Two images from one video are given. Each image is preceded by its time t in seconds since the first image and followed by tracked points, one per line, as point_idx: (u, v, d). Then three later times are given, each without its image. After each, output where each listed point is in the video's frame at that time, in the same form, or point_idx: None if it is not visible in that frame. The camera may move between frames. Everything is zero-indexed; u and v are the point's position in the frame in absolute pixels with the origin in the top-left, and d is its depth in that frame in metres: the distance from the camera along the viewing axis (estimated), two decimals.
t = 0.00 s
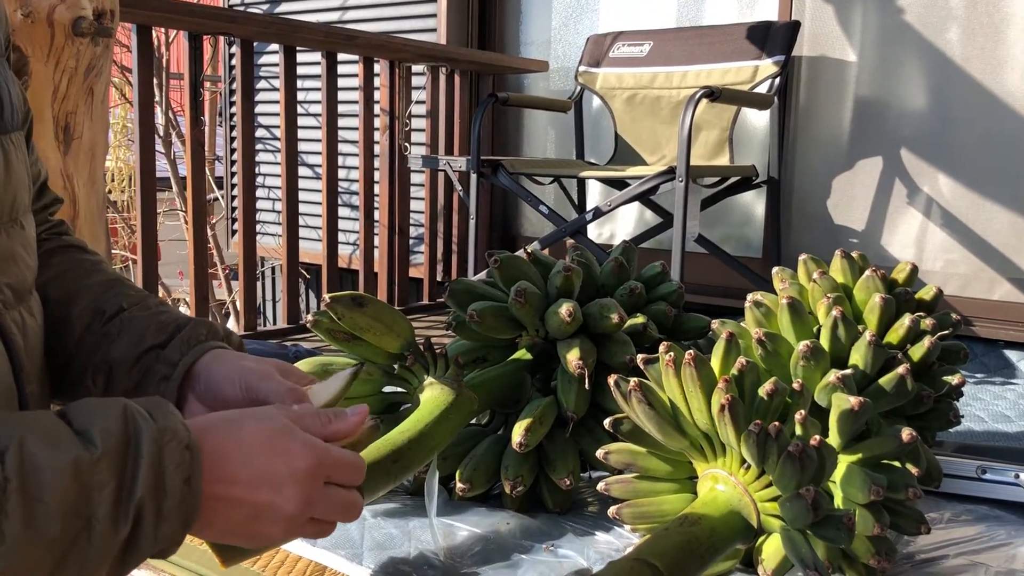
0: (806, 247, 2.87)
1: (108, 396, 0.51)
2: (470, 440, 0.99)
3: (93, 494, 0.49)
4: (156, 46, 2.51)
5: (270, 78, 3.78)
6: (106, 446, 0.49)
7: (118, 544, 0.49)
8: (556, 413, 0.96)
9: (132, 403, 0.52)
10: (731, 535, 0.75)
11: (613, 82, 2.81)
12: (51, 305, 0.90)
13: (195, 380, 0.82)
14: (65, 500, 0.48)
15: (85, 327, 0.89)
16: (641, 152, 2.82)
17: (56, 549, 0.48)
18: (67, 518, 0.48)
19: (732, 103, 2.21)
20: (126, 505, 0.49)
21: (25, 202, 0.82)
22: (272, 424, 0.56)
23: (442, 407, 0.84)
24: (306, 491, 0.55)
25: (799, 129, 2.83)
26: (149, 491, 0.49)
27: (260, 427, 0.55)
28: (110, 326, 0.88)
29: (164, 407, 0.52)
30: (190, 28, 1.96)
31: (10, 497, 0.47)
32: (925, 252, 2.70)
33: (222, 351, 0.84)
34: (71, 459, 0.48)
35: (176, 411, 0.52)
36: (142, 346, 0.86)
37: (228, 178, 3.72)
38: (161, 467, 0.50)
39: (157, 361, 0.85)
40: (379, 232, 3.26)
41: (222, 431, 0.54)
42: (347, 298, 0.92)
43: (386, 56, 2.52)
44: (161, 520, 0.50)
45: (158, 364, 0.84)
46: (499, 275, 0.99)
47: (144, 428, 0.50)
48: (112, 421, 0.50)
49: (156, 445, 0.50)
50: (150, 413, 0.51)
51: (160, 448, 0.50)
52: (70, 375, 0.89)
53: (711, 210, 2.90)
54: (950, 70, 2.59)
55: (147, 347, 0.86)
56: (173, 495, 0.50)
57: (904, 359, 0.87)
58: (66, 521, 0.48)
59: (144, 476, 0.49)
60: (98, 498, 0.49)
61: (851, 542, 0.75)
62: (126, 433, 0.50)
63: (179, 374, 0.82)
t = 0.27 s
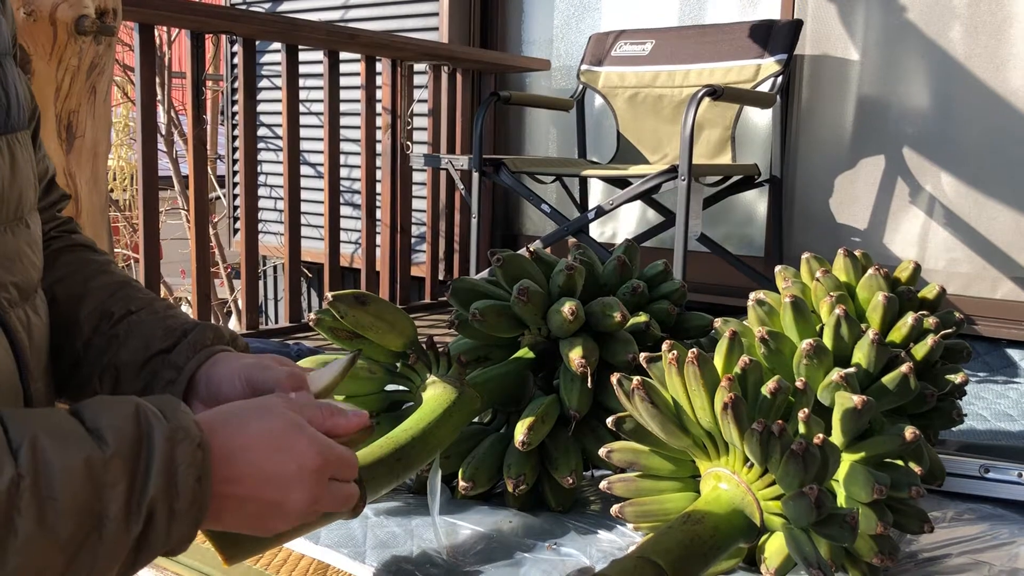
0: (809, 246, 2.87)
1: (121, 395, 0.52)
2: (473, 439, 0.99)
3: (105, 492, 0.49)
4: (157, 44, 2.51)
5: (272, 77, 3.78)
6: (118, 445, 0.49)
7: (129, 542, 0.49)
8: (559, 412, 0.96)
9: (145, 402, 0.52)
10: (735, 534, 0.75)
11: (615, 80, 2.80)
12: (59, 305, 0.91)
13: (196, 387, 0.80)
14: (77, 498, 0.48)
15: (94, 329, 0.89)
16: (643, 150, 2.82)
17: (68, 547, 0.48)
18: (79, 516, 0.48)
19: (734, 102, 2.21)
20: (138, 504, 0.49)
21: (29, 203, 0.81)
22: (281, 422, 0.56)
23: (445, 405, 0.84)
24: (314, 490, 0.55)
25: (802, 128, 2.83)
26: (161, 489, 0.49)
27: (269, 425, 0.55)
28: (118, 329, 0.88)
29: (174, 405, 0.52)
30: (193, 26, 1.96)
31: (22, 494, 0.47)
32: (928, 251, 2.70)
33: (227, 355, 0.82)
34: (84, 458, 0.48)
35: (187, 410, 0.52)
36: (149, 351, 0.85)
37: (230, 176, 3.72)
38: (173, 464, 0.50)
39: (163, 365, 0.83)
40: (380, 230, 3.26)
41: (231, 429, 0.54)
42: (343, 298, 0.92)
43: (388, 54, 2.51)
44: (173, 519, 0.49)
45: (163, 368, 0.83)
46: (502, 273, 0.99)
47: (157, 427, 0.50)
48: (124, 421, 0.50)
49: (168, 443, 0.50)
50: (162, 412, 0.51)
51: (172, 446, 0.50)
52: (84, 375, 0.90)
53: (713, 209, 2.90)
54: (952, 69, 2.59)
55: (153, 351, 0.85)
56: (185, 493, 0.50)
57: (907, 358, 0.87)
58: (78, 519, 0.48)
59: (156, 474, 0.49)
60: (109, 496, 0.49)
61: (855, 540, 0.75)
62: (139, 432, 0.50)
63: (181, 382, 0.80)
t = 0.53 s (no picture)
0: (810, 246, 2.87)
1: (130, 369, 0.51)
2: (474, 438, 0.99)
3: (116, 467, 0.49)
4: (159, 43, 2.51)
5: (273, 76, 3.78)
6: (127, 419, 0.49)
7: (144, 515, 0.49)
8: (560, 412, 0.96)
9: (155, 376, 0.52)
10: (736, 535, 0.75)
11: (617, 80, 2.80)
12: (72, 309, 0.91)
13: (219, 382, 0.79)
14: (88, 473, 0.48)
15: (110, 333, 0.89)
16: (644, 149, 2.82)
17: (82, 523, 0.48)
18: (91, 490, 0.48)
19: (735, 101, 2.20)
20: (150, 476, 0.49)
21: (38, 208, 0.81)
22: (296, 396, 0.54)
23: (446, 404, 0.84)
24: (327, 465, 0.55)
25: (803, 126, 2.82)
26: (171, 461, 0.49)
27: (283, 401, 0.53)
28: (135, 333, 0.88)
29: (186, 380, 0.51)
30: (193, 26, 1.96)
31: (34, 471, 0.47)
32: (929, 250, 2.69)
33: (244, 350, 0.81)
34: (93, 432, 0.48)
35: (198, 384, 0.52)
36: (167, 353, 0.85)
37: (231, 176, 3.72)
38: (182, 439, 0.49)
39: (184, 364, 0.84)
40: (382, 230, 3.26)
41: (244, 405, 0.52)
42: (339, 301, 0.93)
43: (389, 53, 2.51)
44: (185, 490, 0.49)
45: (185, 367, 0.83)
46: (502, 273, 0.99)
47: (165, 400, 0.50)
48: (132, 395, 0.50)
49: (176, 417, 0.49)
50: (171, 384, 0.51)
51: (180, 419, 0.50)
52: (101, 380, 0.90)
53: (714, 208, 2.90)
54: (954, 68, 2.59)
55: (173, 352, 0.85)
56: (197, 466, 0.49)
57: (908, 358, 0.87)
58: (91, 494, 0.48)
59: (165, 447, 0.49)
60: (121, 470, 0.49)
61: (855, 541, 0.75)
62: (147, 406, 0.50)
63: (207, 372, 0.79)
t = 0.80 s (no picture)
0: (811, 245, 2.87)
1: (130, 354, 0.51)
2: (475, 437, 0.99)
3: (118, 455, 0.49)
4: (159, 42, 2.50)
5: (273, 75, 3.78)
6: (126, 405, 0.49)
7: (149, 503, 0.50)
8: (561, 411, 0.96)
9: (156, 359, 0.52)
10: (737, 533, 0.75)
11: (617, 79, 2.80)
12: (73, 305, 0.90)
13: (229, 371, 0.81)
14: (88, 462, 0.48)
15: (114, 334, 0.89)
16: (644, 148, 2.82)
17: (87, 513, 0.49)
18: (93, 480, 0.48)
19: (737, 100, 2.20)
20: (152, 463, 0.49)
21: (45, 208, 0.80)
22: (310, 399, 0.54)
23: (448, 403, 0.84)
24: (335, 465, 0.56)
25: (804, 125, 2.82)
26: (171, 448, 0.49)
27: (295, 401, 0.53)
28: (140, 330, 0.89)
29: (191, 365, 0.51)
30: (194, 25, 1.96)
31: (34, 461, 0.47)
32: (930, 249, 2.69)
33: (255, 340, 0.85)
34: (92, 420, 0.48)
35: (200, 368, 0.52)
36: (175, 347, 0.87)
37: (232, 175, 3.72)
38: (182, 427, 0.49)
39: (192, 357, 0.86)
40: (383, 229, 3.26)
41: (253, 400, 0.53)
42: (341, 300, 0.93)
43: (390, 52, 2.51)
44: (188, 479, 0.50)
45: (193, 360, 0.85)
46: (503, 272, 0.99)
47: (163, 386, 0.50)
48: (131, 381, 0.50)
49: (175, 404, 0.49)
50: (171, 368, 0.51)
51: (180, 405, 0.50)
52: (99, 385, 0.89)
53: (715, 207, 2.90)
54: (955, 67, 2.58)
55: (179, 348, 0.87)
56: (198, 454, 0.50)
57: (910, 356, 0.87)
58: (94, 484, 0.49)
59: (165, 434, 0.49)
60: (122, 458, 0.49)
61: (856, 540, 0.75)
62: (146, 393, 0.50)
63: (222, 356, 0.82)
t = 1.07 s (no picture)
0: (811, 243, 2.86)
1: (122, 368, 0.53)
2: (476, 435, 0.99)
3: (102, 475, 0.51)
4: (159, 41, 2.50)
5: (274, 73, 3.78)
6: (111, 425, 0.51)
7: (135, 524, 0.52)
8: (562, 409, 0.96)
9: (150, 372, 0.53)
10: (738, 533, 0.75)
11: (618, 77, 2.79)
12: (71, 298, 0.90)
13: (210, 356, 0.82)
14: (72, 483, 0.50)
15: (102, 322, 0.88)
16: (645, 147, 2.82)
17: (74, 531, 0.51)
18: (79, 500, 0.50)
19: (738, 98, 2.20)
20: (133, 486, 0.52)
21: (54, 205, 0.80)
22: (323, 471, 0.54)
23: (449, 402, 0.84)
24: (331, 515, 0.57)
25: (805, 124, 2.82)
26: (154, 472, 0.51)
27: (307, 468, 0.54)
28: (126, 313, 0.88)
29: (186, 380, 0.53)
30: (194, 23, 1.96)
31: (17, 479, 0.49)
32: (931, 247, 2.69)
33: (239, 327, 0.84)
34: (74, 441, 0.50)
35: (192, 382, 0.53)
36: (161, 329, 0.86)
37: (232, 174, 3.72)
38: (165, 451, 0.51)
39: (176, 341, 0.85)
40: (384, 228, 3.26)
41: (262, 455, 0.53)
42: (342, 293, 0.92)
43: (390, 50, 2.51)
44: (169, 504, 0.52)
45: (177, 344, 0.85)
46: (503, 270, 0.99)
47: (150, 406, 0.52)
48: (120, 397, 0.52)
49: (160, 426, 0.51)
50: (159, 387, 0.52)
51: (164, 429, 0.51)
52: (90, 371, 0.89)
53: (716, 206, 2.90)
54: (956, 65, 2.58)
55: (164, 331, 0.86)
56: (180, 481, 0.52)
57: (912, 355, 0.87)
58: (79, 504, 0.51)
59: (149, 457, 0.51)
60: (105, 479, 0.51)
61: (858, 539, 0.74)
62: (134, 411, 0.52)
63: (201, 349, 0.82)
